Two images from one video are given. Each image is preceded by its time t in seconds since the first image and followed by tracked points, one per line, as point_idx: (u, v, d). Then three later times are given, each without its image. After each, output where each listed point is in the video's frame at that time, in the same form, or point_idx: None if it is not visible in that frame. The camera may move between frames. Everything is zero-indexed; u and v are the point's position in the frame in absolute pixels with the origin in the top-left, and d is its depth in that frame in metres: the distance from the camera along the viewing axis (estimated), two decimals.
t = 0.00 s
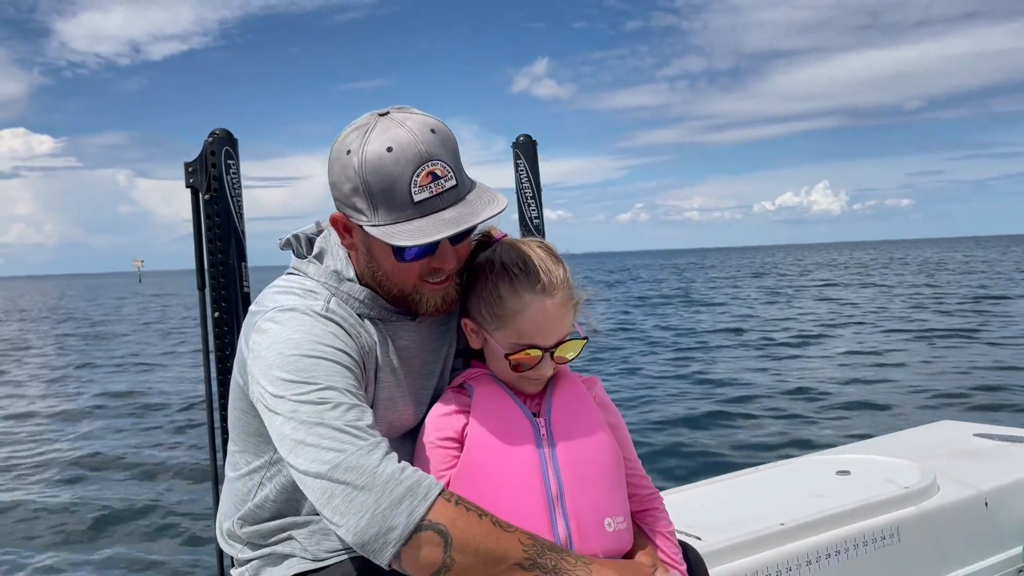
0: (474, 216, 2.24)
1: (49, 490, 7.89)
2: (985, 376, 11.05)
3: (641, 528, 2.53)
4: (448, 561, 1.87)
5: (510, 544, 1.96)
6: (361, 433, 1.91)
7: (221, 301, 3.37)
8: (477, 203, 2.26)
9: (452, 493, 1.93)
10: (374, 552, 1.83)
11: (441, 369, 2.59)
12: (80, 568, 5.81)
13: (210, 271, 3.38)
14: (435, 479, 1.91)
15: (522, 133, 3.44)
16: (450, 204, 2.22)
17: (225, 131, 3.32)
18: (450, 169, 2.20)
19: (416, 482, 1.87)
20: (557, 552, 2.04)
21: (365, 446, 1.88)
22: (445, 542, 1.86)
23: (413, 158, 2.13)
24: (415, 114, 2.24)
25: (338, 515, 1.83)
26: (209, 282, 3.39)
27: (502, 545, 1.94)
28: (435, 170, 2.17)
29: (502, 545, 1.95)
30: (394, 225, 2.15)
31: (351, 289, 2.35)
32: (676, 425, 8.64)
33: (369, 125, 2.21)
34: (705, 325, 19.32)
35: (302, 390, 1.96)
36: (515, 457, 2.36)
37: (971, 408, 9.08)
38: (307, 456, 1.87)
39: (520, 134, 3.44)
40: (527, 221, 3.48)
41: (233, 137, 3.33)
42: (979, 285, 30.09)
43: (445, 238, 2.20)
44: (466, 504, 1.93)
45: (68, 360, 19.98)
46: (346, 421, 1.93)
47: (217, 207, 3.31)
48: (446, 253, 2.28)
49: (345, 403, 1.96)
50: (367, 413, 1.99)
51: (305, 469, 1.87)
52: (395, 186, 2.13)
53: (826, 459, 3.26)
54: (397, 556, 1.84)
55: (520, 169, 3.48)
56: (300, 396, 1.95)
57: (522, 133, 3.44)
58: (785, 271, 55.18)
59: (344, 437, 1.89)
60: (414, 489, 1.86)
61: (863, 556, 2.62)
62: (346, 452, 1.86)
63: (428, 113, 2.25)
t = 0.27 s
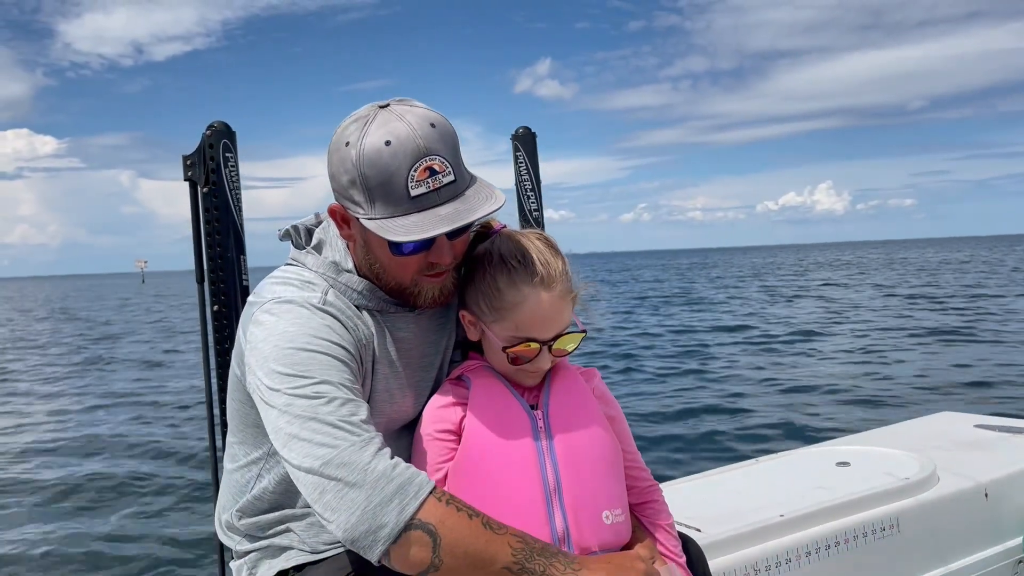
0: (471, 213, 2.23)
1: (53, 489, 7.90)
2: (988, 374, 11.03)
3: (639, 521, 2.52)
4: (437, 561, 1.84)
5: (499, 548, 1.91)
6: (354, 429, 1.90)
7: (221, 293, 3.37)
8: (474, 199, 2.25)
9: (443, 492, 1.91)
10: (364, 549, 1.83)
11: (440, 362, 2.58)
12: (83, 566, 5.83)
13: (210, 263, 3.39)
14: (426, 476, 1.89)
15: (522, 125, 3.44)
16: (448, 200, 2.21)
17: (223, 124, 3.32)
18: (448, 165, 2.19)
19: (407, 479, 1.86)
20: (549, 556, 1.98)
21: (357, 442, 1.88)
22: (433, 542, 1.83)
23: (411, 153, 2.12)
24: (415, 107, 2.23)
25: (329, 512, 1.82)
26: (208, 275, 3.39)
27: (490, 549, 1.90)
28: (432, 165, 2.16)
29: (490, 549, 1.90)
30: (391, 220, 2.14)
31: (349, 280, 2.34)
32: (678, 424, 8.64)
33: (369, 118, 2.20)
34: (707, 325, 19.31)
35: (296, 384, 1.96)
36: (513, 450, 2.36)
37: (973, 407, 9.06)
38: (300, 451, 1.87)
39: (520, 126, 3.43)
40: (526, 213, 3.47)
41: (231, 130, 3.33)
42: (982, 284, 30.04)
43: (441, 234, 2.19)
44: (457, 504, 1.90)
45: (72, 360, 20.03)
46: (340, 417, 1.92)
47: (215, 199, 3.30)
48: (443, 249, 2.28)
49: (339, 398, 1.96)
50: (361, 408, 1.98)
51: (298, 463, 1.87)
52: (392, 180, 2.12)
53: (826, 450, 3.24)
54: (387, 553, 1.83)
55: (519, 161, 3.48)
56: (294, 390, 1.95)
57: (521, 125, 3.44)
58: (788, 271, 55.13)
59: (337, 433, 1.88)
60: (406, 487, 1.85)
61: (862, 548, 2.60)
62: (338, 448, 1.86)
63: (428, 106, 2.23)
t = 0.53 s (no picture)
0: (466, 221, 2.22)
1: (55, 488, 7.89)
2: (991, 374, 10.99)
3: (639, 523, 2.51)
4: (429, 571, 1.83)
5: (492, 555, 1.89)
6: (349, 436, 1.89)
7: (223, 294, 3.38)
8: (471, 208, 2.25)
9: (438, 498, 1.90)
10: (358, 556, 1.83)
11: (438, 364, 2.58)
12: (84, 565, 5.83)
13: (211, 264, 3.39)
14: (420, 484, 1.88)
15: (523, 127, 3.43)
16: (443, 208, 2.20)
17: (226, 125, 3.32)
18: (444, 173, 2.18)
19: (401, 488, 1.85)
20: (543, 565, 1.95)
21: (352, 450, 1.87)
22: (427, 550, 1.82)
23: (407, 160, 2.12)
24: (414, 113, 2.23)
25: (324, 519, 1.83)
26: (210, 276, 3.39)
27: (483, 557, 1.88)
28: (428, 173, 2.16)
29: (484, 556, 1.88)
30: (386, 226, 2.15)
31: (347, 282, 2.34)
32: (681, 423, 8.62)
33: (367, 123, 2.20)
34: (710, 324, 19.27)
35: (292, 390, 1.95)
36: (512, 452, 2.35)
37: (977, 407, 9.02)
38: (296, 458, 1.87)
39: (521, 127, 3.43)
40: (528, 215, 3.46)
41: (233, 131, 3.33)
42: (986, 283, 29.97)
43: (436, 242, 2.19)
44: (452, 511, 1.89)
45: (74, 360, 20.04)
46: (335, 424, 1.91)
47: (217, 200, 3.31)
48: (438, 255, 2.28)
49: (335, 404, 1.95)
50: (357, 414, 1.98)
51: (293, 470, 1.87)
52: (388, 188, 2.12)
53: (827, 453, 3.24)
54: (381, 561, 1.83)
55: (521, 162, 3.47)
56: (289, 396, 1.95)
57: (523, 126, 3.43)
58: (791, 270, 55.05)
59: (332, 440, 1.88)
60: (400, 495, 1.84)
61: (863, 550, 2.59)
62: (333, 456, 1.86)
63: (427, 113, 2.23)
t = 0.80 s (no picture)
0: (465, 228, 2.23)
1: (57, 490, 7.90)
2: (995, 373, 10.96)
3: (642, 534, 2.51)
4: None
5: None
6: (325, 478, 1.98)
7: (227, 301, 3.39)
8: (469, 215, 2.25)
9: (400, 535, 1.97)
10: None
11: (442, 373, 2.58)
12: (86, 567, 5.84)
13: (215, 271, 3.39)
14: (386, 526, 1.96)
15: (527, 137, 3.44)
16: (442, 215, 2.21)
17: (230, 133, 3.33)
18: (443, 181, 2.19)
19: (367, 534, 1.95)
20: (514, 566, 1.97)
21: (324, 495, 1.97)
22: None
23: (406, 168, 2.13)
24: (413, 121, 2.23)
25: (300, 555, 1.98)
26: (214, 283, 3.40)
27: None
28: (427, 180, 2.16)
29: None
30: (384, 234, 2.15)
31: (349, 292, 2.35)
32: (684, 424, 8.60)
33: (367, 131, 2.21)
34: (714, 324, 19.23)
35: (278, 425, 2.04)
36: (514, 462, 2.36)
37: (980, 406, 9.00)
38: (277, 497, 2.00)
39: (525, 137, 3.44)
40: (531, 224, 3.47)
41: (238, 139, 3.34)
42: (990, 283, 29.88)
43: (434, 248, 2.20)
44: (413, 543, 1.95)
45: (78, 361, 20.06)
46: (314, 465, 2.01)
47: (222, 208, 3.31)
48: (437, 262, 2.29)
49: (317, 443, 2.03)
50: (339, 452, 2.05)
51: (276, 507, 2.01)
52: (387, 196, 2.13)
53: (830, 464, 3.24)
54: None
55: (524, 172, 3.48)
56: (275, 432, 2.03)
57: (526, 136, 3.44)
58: (793, 268, 54.96)
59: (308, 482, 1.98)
60: (365, 540, 1.95)
61: (866, 561, 2.60)
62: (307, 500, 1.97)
63: (426, 121, 2.24)
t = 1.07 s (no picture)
0: (454, 229, 2.22)
1: (60, 487, 7.92)
2: (999, 373, 10.92)
3: (642, 544, 2.51)
4: None
5: None
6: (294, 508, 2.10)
7: (227, 307, 3.39)
8: (459, 215, 2.24)
9: (357, 557, 2.05)
10: None
11: (439, 380, 2.58)
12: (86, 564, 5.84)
13: (216, 277, 3.40)
14: (344, 554, 2.05)
15: (529, 145, 3.44)
16: (432, 217, 2.20)
17: (233, 139, 3.33)
18: (432, 182, 2.19)
19: (327, 562, 2.05)
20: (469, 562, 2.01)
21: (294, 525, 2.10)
22: None
23: (394, 170, 2.14)
24: (403, 125, 2.25)
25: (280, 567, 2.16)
26: (215, 289, 3.41)
27: None
28: (415, 182, 2.16)
29: None
30: (373, 235, 2.15)
31: (343, 300, 2.38)
32: (686, 423, 8.59)
33: (357, 135, 2.23)
34: (717, 322, 19.19)
35: (258, 449, 2.16)
36: (513, 469, 2.36)
37: (983, 407, 8.97)
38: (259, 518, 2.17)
39: (527, 145, 3.44)
40: (533, 232, 3.47)
41: (240, 145, 3.34)
42: (994, 282, 29.78)
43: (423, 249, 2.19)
44: (367, 562, 2.04)
45: (81, 358, 20.09)
46: (287, 491, 2.12)
47: (224, 214, 3.32)
48: (429, 265, 2.28)
49: (290, 471, 2.13)
50: (312, 478, 2.14)
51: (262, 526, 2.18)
52: (375, 197, 2.14)
53: (831, 476, 3.24)
54: None
55: (526, 180, 3.47)
56: (254, 456, 2.16)
57: (529, 144, 3.44)
58: (796, 266, 54.84)
59: (280, 507, 2.12)
60: (325, 567, 2.05)
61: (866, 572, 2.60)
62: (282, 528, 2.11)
63: (416, 124, 2.25)
